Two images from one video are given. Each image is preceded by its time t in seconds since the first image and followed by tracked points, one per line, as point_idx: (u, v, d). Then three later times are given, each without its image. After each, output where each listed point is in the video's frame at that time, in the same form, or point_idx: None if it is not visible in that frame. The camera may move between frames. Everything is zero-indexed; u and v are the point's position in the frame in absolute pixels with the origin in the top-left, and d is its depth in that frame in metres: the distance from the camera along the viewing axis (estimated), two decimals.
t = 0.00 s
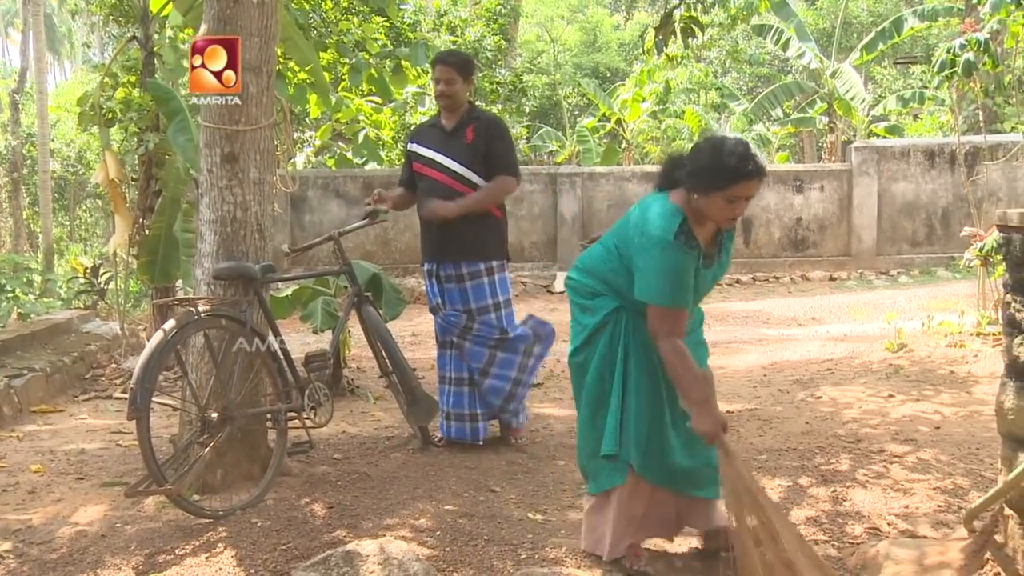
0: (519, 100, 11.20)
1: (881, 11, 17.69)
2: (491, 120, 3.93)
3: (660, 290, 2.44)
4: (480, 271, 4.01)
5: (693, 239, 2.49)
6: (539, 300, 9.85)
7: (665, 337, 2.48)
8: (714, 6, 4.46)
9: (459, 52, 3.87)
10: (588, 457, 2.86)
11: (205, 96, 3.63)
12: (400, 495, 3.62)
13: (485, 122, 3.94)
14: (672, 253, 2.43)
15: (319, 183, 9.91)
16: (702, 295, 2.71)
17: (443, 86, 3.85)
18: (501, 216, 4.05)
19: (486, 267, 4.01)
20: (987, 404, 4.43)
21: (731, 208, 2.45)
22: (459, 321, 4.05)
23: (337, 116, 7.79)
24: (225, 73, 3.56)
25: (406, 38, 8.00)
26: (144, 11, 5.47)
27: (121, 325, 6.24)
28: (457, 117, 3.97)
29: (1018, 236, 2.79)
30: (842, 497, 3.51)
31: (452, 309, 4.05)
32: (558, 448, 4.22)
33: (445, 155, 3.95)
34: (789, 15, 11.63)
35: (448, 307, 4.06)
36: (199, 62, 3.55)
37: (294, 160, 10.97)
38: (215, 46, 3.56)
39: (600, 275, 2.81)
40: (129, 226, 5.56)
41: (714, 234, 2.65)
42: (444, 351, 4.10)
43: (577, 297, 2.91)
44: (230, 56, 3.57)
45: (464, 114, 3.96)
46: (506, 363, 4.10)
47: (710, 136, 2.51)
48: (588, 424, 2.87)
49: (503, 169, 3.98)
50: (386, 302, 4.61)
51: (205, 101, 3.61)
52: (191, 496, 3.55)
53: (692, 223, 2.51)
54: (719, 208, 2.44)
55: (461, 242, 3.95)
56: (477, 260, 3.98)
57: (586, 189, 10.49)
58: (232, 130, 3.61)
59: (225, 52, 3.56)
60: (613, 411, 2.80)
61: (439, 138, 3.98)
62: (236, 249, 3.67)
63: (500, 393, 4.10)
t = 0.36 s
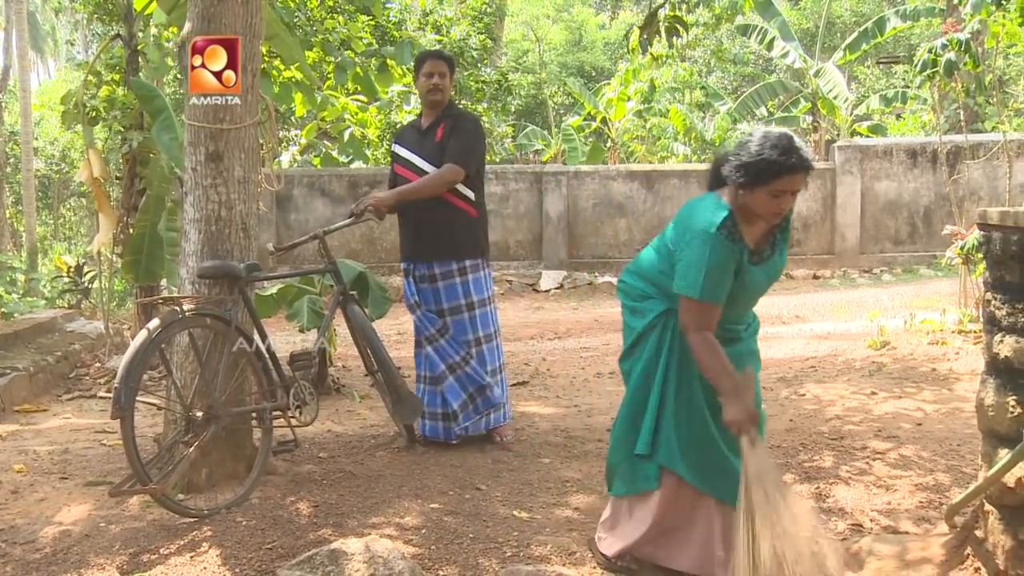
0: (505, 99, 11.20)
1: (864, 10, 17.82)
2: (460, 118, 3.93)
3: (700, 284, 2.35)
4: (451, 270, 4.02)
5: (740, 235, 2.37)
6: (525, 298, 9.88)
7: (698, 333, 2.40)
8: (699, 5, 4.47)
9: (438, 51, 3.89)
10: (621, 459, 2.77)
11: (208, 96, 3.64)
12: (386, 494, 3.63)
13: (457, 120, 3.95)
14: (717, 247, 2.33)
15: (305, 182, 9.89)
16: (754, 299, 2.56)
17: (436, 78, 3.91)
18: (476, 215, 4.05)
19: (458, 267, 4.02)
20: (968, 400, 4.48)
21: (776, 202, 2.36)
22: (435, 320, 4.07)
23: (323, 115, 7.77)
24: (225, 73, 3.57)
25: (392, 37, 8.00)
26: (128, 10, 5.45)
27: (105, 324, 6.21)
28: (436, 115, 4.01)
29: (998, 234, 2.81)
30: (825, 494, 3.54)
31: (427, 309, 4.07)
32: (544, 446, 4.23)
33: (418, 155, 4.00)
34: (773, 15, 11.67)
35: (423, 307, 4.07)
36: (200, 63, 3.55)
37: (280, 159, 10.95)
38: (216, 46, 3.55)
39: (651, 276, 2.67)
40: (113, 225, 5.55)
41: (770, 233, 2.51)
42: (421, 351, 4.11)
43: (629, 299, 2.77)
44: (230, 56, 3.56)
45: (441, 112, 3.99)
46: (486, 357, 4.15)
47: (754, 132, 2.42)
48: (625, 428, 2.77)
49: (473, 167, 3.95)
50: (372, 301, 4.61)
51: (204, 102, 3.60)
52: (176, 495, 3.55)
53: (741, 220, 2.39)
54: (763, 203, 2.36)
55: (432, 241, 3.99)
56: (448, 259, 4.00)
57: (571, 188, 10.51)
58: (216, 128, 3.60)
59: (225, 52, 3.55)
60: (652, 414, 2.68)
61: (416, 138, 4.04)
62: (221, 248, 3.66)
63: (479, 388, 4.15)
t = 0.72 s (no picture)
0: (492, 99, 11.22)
1: (849, 12, 17.95)
2: (447, 121, 3.94)
3: (736, 297, 2.34)
4: (428, 273, 4.03)
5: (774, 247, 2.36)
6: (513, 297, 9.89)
7: (747, 346, 2.36)
8: (685, 7, 4.49)
9: (429, 51, 3.88)
10: (634, 453, 2.77)
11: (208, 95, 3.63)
12: (373, 494, 3.63)
13: (444, 123, 3.95)
14: (756, 258, 2.32)
15: (292, 182, 9.88)
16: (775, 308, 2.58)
17: (427, 76, 3.90)
18: (457, 219, 4.05)
19: (435, 270, 4.03)
20: (951, 399, 4.51)
21: (806, 212, 2.35)
22: (401, 324, 4.10)
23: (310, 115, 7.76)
24: (225, 73, 3.57)
25: (379, 37, 8.01)
26: (113, 10, 5.44)
27: (91, 325, 6.20)
28: (423, 115, 4.02)
29: (980, 234, 2.84)
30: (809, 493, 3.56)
31: (394, 313, 4.10)
32: (530, 446, 4.25)
33: (401, 155, 4.02)
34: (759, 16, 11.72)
35: (391, 310, 4.10)
36: (200, 63, 3.53)
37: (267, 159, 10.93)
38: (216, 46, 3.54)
39: (670, 276, 2.71)
40: (99, 225, 5.54)
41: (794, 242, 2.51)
42: (390, 351, 4.13)
43: (646, 298, 2.80)
44: (230, 56, 3.56)
45: (428, 113, 4.00)
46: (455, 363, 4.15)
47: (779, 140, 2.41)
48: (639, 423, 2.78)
49: (457, 172, 3.95)
50: (359, 301, 4.61)
51: (205, 102, 3.59)
52: (162, 495, 3.55)
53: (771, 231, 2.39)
54: (792, 213, 2.35)
55: (411, 241, 4.01)
56: (426, 261, 4.01)
57: (558, 188, 10.53)
58: (202, 129, 3.59)
59: (225, 52, 3.54)
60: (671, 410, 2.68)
61: (401, 137, 4.05)
62: (208, 248, 3.66)
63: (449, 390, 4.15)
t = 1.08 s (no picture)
0: (483, 99, 11.25)
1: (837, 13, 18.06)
2: (438, 119, 3.97)
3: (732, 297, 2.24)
4: (424, 271, 4.06)
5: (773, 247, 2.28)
6: (503, 296, 9.92)
7: (737, 348, 2.30)
8: (673, 8, 4.52)
9: (418, 51, 3.91)
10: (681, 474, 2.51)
11: (209, 95, 3.64)
12: (365, 491, 3.65)
13: (434, 121, 3.98)
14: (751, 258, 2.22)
15: (284, 182, 9.89)
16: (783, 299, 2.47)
17: (414, 76, 3.91)
18: (450, 217, 4.08)
19: (431, 267, 4.06)
20: (937, 396, 4.56)
21: (807, 212, 2.28)
22: (396, 324, 4.12)
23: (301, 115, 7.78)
24: (225, 73, 3.59)
25: (370, 37, 8.04)
26: (105, 10, 5.45)
27: (83, 324, 6.21)
28: (412, 114, 4.04)
29: (966, 232, 2.88)
30: (798, 489, 3.60)
31: (388, 314, 4.12)
32: (521, 443, 4.28)
33: (393, 154, 4.04)
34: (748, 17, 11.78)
35: (385, 310, 4.11)
36: (200, 63, 3.55)
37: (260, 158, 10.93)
38: (215, 47, 3.57)
39: (672, 284, 2.52)
40: (91, 225, 5.55)
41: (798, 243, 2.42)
42: (386, 351, 4.14)
43: (650, 308, 2.58)
44: (229, 56, 3.58)
45: (417, 111, 4.02)
46: (452, 357, 4.18)
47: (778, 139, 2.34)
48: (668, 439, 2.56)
49: (447, 170, 3.98)
50: (351, 300, 4.63)
51: (205, 102, 3.61)
52: (155, 494, 3.57)
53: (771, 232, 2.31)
54: (792, 213, 2.27)
55: (404, 240, 4.02)
56: (420, 260, 4.04)
57: (549, 188, 10.57)
58: (194, 128, 3.61)
59: (225, 52, 3.57)
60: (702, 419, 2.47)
61: (391, 136, 4.06)
62: (199, 247, 3.68)
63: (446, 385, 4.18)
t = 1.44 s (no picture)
0: (477, 100, 11.27)
1: (829, 15, 18.13)
2: (430, 119, 3.99)
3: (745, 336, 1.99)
4: (419, 268, 4.05)
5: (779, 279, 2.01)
6: (497, 296, 9.94)
7: (748, 389, 2.03)
8: (667, 10, 4.54)
9: (410, 53, 3.93)
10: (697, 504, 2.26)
11: (209, 95, 3.65)
12: (359, 491, 3.67)
13: (426, 122, 4.01)
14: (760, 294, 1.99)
15: (278, 182, 9.89)
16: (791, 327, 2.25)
17: (406, 78, 3.93)
18: (443, 216, 4.09)
19: (426, 265, 4.05)
20: (929, 395, 4.59)
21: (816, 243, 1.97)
22: (392, 323, 4.13)
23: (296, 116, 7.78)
24: (225, 73, 3.59)
25: (364, 38, 8.07)
26: (100, 10, 5.46)
27: (78, 324, 6.21)
28: (403, 116, 4.06)
29: (956, 232, 2.90)
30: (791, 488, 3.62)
31: (384, 313, 4.13)
32: (515, 443, 4.30)
33: (386, 155, 4.05)
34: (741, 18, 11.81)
35: (382, 310, 4.12)
36: (200, 63, 3.56)
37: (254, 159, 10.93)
38: (215, 47, 3.58)
39: (677, 309, 2.32)
40: (86, 225, 5.56)
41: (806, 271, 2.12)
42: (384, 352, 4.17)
43: (653, 332, 2.40)
44: (229, 56, 3.59)
45: (409, 113, 4.04)
46: (453, 354, 4.14)
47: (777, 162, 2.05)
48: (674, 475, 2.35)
49: (441, 169, 3.99)
50: (347, 300, 4.65)
51: (205, 102, 3.63)
52: (150, 494, 3.57)
53: (776, 264, 2.02)
54: (797, 245, 1.97)
55: (399, 239, 4.03)
56: (415, 257, 4.03)
57: (543, 188, 10.59)
58: (189, 129, 3.63)
59: (225, 52, 3.58)
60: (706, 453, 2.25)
61: (383, 138, 4.08)
62: (194, 247, 3.68)
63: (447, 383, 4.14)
